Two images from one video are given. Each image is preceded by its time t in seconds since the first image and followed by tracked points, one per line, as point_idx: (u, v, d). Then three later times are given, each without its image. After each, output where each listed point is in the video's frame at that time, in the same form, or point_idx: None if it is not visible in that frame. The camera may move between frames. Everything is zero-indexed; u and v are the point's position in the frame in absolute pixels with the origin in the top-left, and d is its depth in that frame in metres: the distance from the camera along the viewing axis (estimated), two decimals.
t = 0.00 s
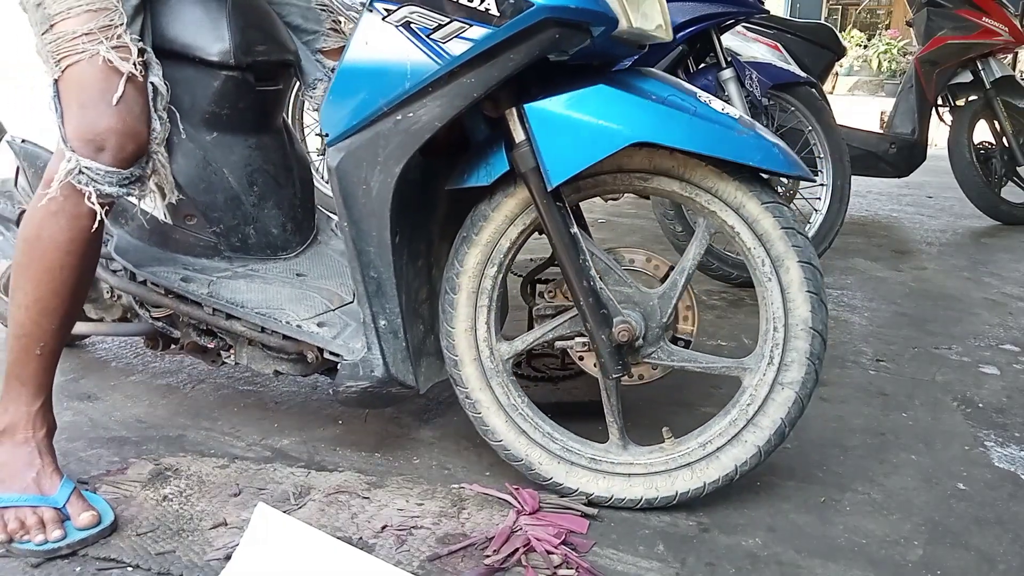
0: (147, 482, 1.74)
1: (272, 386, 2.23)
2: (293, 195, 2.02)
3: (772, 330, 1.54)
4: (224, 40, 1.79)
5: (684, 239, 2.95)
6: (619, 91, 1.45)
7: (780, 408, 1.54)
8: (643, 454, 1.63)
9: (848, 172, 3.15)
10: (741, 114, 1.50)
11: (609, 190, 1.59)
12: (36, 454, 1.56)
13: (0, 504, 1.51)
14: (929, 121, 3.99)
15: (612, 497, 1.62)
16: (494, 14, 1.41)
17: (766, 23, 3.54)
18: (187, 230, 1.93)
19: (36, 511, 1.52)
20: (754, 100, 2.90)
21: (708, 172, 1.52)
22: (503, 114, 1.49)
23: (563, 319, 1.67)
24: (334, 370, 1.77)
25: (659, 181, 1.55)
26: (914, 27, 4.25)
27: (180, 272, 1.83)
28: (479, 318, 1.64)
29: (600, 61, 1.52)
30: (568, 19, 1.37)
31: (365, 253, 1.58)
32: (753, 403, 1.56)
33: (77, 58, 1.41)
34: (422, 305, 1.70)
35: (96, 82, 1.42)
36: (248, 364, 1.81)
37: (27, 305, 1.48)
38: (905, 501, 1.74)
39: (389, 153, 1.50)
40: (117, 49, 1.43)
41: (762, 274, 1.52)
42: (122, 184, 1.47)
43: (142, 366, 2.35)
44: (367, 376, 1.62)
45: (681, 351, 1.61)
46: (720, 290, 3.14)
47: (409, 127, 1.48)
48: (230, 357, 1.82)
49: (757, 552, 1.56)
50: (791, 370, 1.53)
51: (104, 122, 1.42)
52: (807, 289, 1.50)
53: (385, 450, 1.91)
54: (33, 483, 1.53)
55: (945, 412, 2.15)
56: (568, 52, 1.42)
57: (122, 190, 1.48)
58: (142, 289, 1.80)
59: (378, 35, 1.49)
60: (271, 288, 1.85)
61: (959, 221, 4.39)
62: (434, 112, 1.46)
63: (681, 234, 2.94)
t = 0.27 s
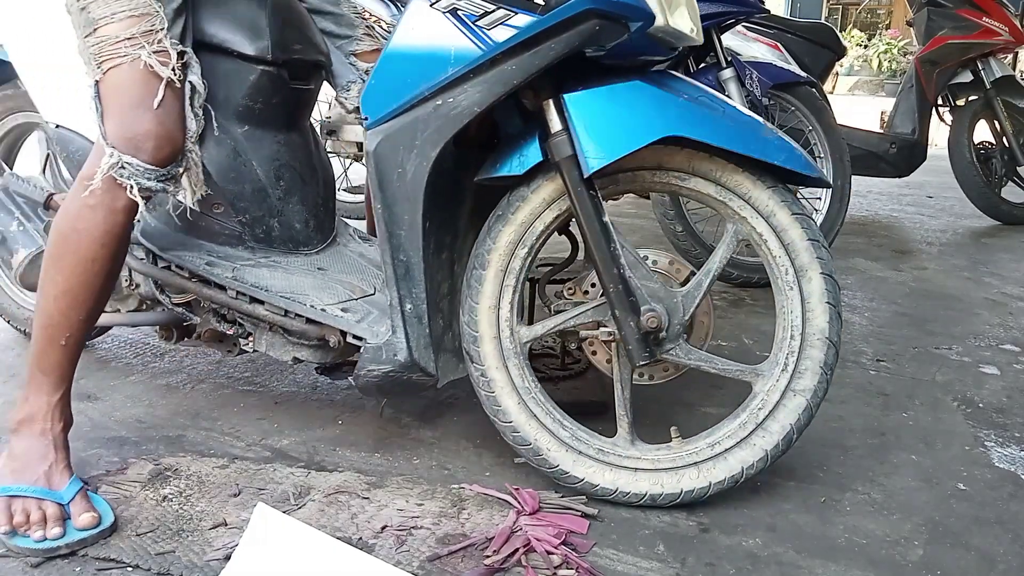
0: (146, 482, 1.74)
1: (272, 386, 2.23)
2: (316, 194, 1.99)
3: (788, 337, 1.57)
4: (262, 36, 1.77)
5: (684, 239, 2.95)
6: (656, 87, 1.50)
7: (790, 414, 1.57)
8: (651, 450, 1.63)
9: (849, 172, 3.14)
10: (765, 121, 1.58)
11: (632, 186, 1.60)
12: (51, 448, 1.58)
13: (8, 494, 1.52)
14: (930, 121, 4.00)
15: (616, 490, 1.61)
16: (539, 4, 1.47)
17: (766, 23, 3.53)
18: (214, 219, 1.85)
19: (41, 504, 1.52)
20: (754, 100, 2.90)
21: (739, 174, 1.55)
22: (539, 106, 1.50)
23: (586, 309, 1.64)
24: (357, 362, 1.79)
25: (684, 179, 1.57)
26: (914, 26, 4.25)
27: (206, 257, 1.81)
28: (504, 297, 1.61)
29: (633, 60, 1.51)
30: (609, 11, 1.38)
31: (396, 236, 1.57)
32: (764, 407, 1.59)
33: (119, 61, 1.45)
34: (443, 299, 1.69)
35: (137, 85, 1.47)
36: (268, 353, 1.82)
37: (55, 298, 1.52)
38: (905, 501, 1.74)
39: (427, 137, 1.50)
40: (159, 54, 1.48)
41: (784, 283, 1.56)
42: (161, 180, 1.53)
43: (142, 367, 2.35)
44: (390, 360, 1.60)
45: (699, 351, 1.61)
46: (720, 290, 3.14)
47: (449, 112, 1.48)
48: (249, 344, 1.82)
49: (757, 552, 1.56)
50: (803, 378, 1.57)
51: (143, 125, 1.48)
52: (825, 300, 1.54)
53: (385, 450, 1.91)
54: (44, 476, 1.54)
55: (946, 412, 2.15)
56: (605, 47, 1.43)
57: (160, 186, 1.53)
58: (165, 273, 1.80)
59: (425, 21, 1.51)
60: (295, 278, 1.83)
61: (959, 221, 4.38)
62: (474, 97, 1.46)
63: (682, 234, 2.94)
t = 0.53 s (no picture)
0: (147, 482, 1.74)
1: (272, 386, 2.23)
2: (320, 195, 2.00)
3: (787, 340, 1.64)
4: (270, 37, 1.79)
5: (684, 239, 2.95)
6: (669, 93, 1.54)
7: (790, 413, 1.63)
8: (655, 450, 1.63)
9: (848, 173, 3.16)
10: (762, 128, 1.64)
11: (631, 189, 1.62)
12: (62, 443, 1.58)
13: (17, 491, 1.53)
14: (930, 121, 4.00)
15: (624, 491, 1.60)
16: (549, 6, 1.44)
17: (766, 23, 3.53)
18: (219, 219, 1.85)
19: (44, 502, 1.52)
20: (754, 100, 2.90)
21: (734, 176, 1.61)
22: (560, 105, 1.49)
23: (597, 308, 1.64)
24: (363, 362, 1.78)
25: (677, 178, 1.61)
26: (914, 26, 4.25)
27: (212, 257, 1.78)
28: (517, 293, 1.59)
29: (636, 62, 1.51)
30: (619, 15, 1.39)
31: (404, 238, 1.58)
32: (765, 406, 1.64)
33: (106, 44, 1.44)
34: (448, 300, 1.68)
35: (122, 65, 1.44)
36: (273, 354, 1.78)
37: (55, 289, 1.52)
38: (905, 501, 1.74)
39: (434, 139, 1.51)
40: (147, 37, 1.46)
41: (783, 287, 1.63)
42: (144, 164, 1.47)
43: (142, 367, 2.35)
44: (397, 362, 1.59)
45: (702, 352, 1.65)
46: (720, 290, 3.14)
47: (457, 115, 1.48)
48: (254, 345, 1.79)
49: (757, 552, 1.56)
50: (801, 378, 1.64)
51: (127, 103, 1.44)
52: (821, 303, 1.63)
53: (385, 450, 1.91)
54: (51, 473, 1.55)
55: (946, 412, 2.15)
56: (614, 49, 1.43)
57: (144, 170, 1.47)
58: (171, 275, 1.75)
59: (434, 23, 1.51)
60: (302, 279, 1.83)
61: (959, 221, 4.39)
62: (484, 99, 1.46)
63: (682, 234, 2.94)
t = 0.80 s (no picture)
0: (146, 482, 1.74)
1: (272, 386, 2.23)
2: (307, 194, 2.01)
3: (771, 327, 1.64)
4: (252, 36, 1.81)
5: (684, 239, 2.95)
6: (653, 94, 1.53)
7: (779, 400, 1.64)
8: (651, 450, 1.63)
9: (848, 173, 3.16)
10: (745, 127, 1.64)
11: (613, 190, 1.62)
12: (55, 447, 1.58)
13: (14, 495, 1.53)
14: (929, 121, 4.00)
15: (623, 494, 1.60)
16: (525, 7, 1.47)
17: (766, 23, 3.53)
18: (204, 222, 1.86)
19: (41, 503, 1.53)
20: (754, 99, 2.90)
21: (714, 174, 1.61)
22: (540, 106, 1.49)
23: (580, 313, 1.64)
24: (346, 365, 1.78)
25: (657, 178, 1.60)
26: (914, 26, 4.25)
27: (195, 260, 1.80)
28: (496, 308, 1.58)
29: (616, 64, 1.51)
30: (598, 17, 1.38)
31: (384, 241, 1.57)
32: (755, 396, 1.64)
33: (62, 46, 1.42)
34: (433, 301, 1.68)
35: (77, 67, 1.42)
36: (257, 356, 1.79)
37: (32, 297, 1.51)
38: (905, 501, 1.74)
39: (414, 142, 1.50)
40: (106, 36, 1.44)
41: (763, 275, 1.63)
42: (100, 168, 1.45)
43: (142, 367, 2.35)
44: (378, 365, 1.59)
45: (688, 348, 1.63)
46: (720, 290, 3.14)
47: (436, 118, 1.48)
48: (239, 348, 1.81)
49: (757, 552, 1.56)
50: (788, 365, 1.64)
51: (82, 106, 1.42)
52: (803, 288, 1.63)
53: (385, 451, 1.91)
54: (47, 476, 1.56)
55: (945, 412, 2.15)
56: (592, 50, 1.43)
57: (101, 173, 1.46)
58: (155, 277, 1.77)
59: (411, 25, 1.50)
60: (285, 279, 1.83)
61: (959, 221, 4.39)
62: (462, 102, 1.46)
63: (682, 234, 2.94)
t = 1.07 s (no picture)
0: (146, 482, 1.74)
1: (272, 386, 2.23)
2: (280, 195, 2.05)
3: (745, 307, 1.62)
4: (215, 38, 1.77)
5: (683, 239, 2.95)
6: (616, 92, 1.52)
7: (763, 378, 1.62)
8: (642, 448, 1.63)
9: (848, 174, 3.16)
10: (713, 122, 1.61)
11: (575, 193, 1.61)
12: (52, 448, 1.59)
13: (13, 496, 1.53)
14: (929, 121, 4.00)
15: (620, 497, 1.61)
16: (474, 11, 1.41)
17: (767, 23, 3.53)
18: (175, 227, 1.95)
19: (41, 503, 1.54)
20: (754, 99, 2.89)
21: (670, 165, 1.59)
22: (498, 108, 1.48)
23: (548, 327, 1.64)
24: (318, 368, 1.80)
25: (624, 177, 1.59)
26: (914, 26, 4.25)
27: (165, 268, 1.80)
28: (463, 336, 1.58)
29: (583, 61, 1.51)
30: (549, 18, 1.36)
31: (346, 249, 1.56)
32: (738, 377, 1.63)
33: (53, 46, 1.41)
34: (405, 304, 1.69)
35: (71, 69, 1.42)
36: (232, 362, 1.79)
37: (24, 301, 1.51)
38: (905, 501, 1.74)
39: (370, 150, 1.49)
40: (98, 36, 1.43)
41: (728, 255, 1.61)
42: (96, 170, 1.46)
43: (142, 367, 2.35)
44: (347, 372, 1.60)
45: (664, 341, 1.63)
46: (720, 290, 3.14)
47: (390, 125, 1.47)
48: (214, 354, 1.80)
49: (757, 552, 1.56)
50: (767, 341, 1.62)
51: (76, 108, 1.41)
52: (772, 262, 1.60)
53: (385, 451, 1.91)
54: (46, 476, 1.56)
55: (945, 412, 2.15)
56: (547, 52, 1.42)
57: (97, 176, 1.47)
58: (127, 284, 1.76)
59: (361, 32, 1.50)
60: (256, 284, 1.85)
61: (959, 221, 4.39)
62: (415, 109, 1.45)
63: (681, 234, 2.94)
